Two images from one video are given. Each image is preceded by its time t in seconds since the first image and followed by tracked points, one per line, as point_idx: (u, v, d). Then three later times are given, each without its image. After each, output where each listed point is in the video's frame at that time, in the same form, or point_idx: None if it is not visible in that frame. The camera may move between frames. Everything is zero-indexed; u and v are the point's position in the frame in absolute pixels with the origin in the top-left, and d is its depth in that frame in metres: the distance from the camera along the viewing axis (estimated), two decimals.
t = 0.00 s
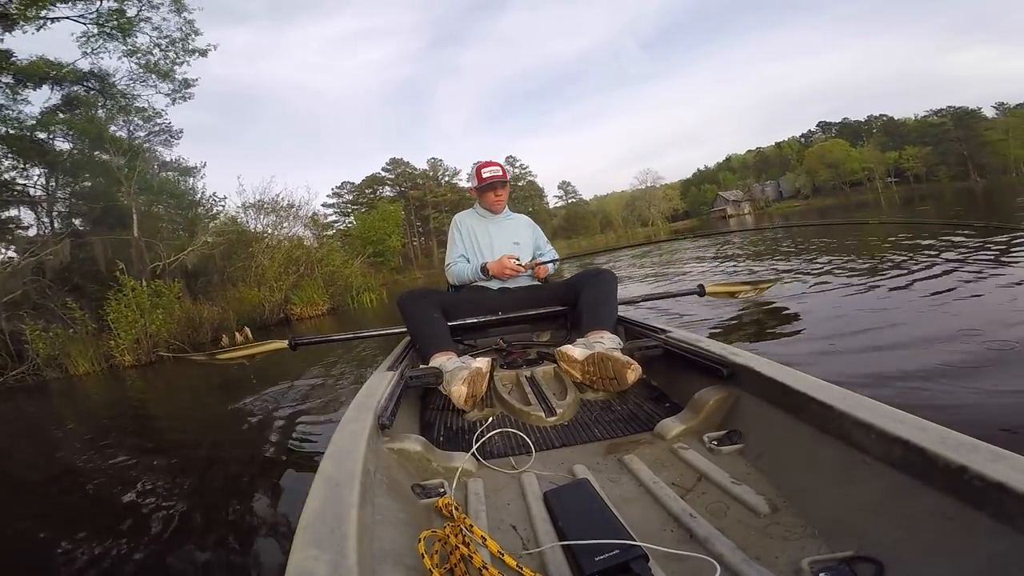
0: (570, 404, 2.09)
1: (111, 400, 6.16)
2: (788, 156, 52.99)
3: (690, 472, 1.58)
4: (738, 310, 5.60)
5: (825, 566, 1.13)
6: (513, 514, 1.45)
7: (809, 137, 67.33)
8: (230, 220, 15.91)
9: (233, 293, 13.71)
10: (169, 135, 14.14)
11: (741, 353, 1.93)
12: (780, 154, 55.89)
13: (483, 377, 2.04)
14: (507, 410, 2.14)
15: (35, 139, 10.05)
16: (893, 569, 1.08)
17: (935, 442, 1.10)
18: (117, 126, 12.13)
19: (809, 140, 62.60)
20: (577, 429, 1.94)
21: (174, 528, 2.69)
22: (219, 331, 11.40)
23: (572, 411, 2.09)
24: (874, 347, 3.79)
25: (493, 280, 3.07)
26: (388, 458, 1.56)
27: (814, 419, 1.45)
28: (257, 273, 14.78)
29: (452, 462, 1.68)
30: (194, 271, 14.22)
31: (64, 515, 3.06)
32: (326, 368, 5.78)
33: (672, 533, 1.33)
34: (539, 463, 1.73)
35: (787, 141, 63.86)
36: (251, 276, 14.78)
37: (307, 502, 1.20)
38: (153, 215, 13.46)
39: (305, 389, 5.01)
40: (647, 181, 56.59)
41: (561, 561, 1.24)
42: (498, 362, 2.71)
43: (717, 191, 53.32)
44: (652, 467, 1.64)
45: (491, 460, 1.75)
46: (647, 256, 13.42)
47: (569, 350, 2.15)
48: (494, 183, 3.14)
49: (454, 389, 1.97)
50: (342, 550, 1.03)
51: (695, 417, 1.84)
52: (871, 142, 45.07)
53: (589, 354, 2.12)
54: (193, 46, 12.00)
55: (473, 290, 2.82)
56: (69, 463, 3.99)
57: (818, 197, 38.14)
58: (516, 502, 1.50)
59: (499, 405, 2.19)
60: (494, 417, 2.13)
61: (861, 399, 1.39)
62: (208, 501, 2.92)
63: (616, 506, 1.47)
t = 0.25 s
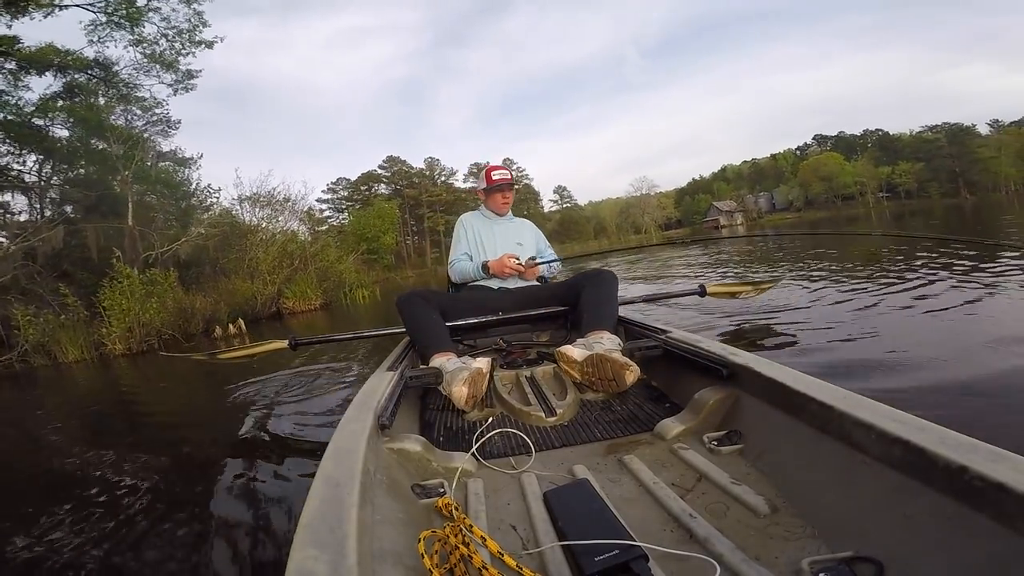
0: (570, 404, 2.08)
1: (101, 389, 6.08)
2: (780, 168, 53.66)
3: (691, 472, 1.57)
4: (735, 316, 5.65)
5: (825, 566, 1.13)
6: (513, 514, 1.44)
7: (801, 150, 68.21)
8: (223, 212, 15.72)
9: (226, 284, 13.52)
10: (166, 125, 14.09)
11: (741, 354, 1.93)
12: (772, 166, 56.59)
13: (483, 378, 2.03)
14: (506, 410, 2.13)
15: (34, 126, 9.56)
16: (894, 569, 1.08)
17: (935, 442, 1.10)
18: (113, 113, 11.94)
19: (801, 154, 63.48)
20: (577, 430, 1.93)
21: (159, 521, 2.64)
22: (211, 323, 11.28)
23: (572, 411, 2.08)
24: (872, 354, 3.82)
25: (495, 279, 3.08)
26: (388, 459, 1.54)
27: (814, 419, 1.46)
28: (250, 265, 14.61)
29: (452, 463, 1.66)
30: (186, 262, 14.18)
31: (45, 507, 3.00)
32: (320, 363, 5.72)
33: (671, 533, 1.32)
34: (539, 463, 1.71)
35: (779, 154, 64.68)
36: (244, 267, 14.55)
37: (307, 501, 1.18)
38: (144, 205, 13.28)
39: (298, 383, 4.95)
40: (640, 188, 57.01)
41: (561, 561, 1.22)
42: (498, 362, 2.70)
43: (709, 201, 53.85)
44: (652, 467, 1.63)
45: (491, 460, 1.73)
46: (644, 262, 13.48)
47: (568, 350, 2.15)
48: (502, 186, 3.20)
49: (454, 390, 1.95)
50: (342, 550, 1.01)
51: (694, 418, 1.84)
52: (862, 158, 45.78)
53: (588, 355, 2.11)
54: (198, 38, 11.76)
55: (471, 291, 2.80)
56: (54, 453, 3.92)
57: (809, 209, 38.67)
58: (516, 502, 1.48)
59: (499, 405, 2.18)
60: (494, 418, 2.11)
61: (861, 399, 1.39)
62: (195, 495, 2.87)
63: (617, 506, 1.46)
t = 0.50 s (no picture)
0: (570, 404, 2.08)
1: (93, 393, 6.01)
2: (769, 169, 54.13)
3: (691, 472, 1.58)
4: (731, 316, 5.68)
5: (825, 566, 1.14)
6: (513, 513, 1.44)
7: (789, 151, 68.88)
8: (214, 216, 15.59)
9: (219, 287, 13.41)
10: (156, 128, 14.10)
11: (741, 354, 1.95)
12: (762, 167, 57.11)
13: (482, 377, 2.02)
14: (507, 410, 2.13)
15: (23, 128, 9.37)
16: (893, 569, 1.09)
17: (935, 442, 1.12)
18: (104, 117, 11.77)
19: (790, 155, 64.11)
20: (577, 429, 1.94)
21: (154, 525, 2.62)
22: (205, 327, 11.14)
23: (572, 411, 2.08)
24: (869, 354, 3.85)
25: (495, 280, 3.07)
26: (388, 458, 1.53)
27: (815, 419, 1.47)
28: (244, 268, 14.49)
29: (452, 462, 1.66)
30: (178, 265, 14.06)
31: (38, 513, 2.96)
32: (316, 365, 5.68)
33: (671, 533, 1.32)
34: (539, 463, 1.71)
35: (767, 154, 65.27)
36: (238, 270, 14.44)
37: (306, 500, 1.17)
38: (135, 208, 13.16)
39: (294, 384, 4.91)
40: (631, 189, 57.29)
41: (561, 561, 1.22)
42: (498, 362, 2.70)
43: (699, 201, 54.21)
44: (652, 467, 1.64)
45: (491, 460, 1.73)
46: (640, 262, 13.54)
47: (568, 350, 2.16)
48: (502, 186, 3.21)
49: (453, 390, 1.94)
50: (342, 550, 1.00)
51: (694, 418, 1.86)
52: (849, 158, 46.33)
53: (587, 355, 2.12)
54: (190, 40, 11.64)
55: (471, 292, 2.80)
56: (46, 458, 3.88)
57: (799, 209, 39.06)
58: (516, 502, 1.48)
59: (499, 405, 2.18)
60: (494, 417, 2.11)
61: (861, 399, 1.41)
62: (189, 499, 2.84)
63: (617, 506, 1.47)
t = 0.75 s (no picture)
0: (570, 404, 2.09)
1: (87, 400, 5.96)
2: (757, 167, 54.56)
3: (691, 472, 1.60)
4: (727, 315, 5.72)
5: (825, 566, 1.15)
6: (513, 514, 1.44)
7: (777, 149, 69.47)
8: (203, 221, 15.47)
9: (212, 292, 13.31)
10: (141, 133, 13.92)
11: (740, 354, 1.97)
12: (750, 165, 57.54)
13: (482, 377, 2.02)
14: (507, 410, 2.13)
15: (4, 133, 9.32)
16: (893, 569, 1.11)
17: (935, 442, 1.13)
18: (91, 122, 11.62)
19: (777, 153, 64.65)
20: (577, 429, 1.94)
21: (151, 532, 2.60)
22: (201, 332, 11.01)
23: (572, 411, 2.09)
24: (864, 353, 3.89)
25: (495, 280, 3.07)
26: (388, 458, 1.53)
27: (815, 420, 1.49)
28: (237, 272, 14.40)
29: (452, 462, 1.66)
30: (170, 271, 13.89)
31: (33, 522, 2.93)
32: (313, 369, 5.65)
33: (672, 533, 1.33)
34: (539, 463, 1.72)
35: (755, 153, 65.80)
36: (232, 275, 14.34)
37: (306, 501, 1.17)
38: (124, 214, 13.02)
39: (291, 388, 4.88)
40: (621, 189, 57.54)
41: (561, 561, 1.23)
42: (498, 362, 2.71)
43: (689, 200, 54.53)
44: (652, 467, 1.65)
45: (491, 460, 1.73)
46: (634, 262, 13.59)
47: (568, 351, 2.17)
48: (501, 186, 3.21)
49: (452, 389, 1.94)
50: (342, 549, 1.00)
51: (694, 418, 1.87)
52: (836, 156, 46.81)
53: (587, 355, 2.12)
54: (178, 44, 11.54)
55: (470, 292, 2.80)
56: (39, 467, 3.84)
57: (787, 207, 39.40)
58: (516, 502, 1.49)
59: (499, 405, 2.18)
60: (494, 417, 2.12)
61: (861, 400, 1.42)
62: (184, 506, 2.82)
63: (617, 506, 1.47)
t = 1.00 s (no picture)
0: (570, 404, 2.10)
1: (79, 407, 5.89)
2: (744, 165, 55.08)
3: (691, 472, 1.61)
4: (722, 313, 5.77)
5: (825, 566, 1.17)
6: (513, 513, 1.44)
7: (762, 147, 70.19)
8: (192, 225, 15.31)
9: (204, 297, 13.19)
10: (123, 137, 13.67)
11: (740, 354, 1.98)
12: (737, 163, 58.09)
13: (481, 377, 2.02)
14: (507, 410, 2.14)
15: None
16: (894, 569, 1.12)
17: (935, 442, 1.15)
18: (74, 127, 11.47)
19: (763, 151, 65.33)
20: (578, 429, 1.95)
21: (145, 540, 2.58)
22: (193, 338, 10.88)
23: (572, 411, 2.10)
24: (858, 352, 3.94)
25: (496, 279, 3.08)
26: (388, 459, 1.53)
27: (815, 420, 1.51)
28: (229, 276, 14.29)
29: (452, 462, 1.66)
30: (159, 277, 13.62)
31: (24, 531, 2.89)
32: (309, 373, 5.61)
33: (672, 532, 1.35)
34: (538, 463, 1.72)
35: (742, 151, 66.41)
36: (225, 280, 14.23)
37: (306, 501, 1.16)
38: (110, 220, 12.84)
39: (287, 392, 4.85)
40: (610, 188, 57.83)
41: (561, 561, 1.23)
42: (498, 362, 2.71)
43: (677, 199, 54.92)
44: (652, 467, 1.67)
45: (491, 460, 1.74)
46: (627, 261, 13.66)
47: (568, 351, 2.17)
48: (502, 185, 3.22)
49: (452, 390, 1.94)
50: (342, 549, 1.00)
51: (694, 418, 1.89)
52: (821, 153, 47.41)
53: (588, 355, 2.13)
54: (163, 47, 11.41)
55: (469, 292, 2.80)
56: (32, 475, 3.79)
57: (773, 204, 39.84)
58: (516, 502, 1.49)
59: (499, 405, 2.19)
60: (494, 417, 2.12)
61: (860, 400, 1.45)
62: (179, 512, 2.80)
63: (618, 506, 1.48)
